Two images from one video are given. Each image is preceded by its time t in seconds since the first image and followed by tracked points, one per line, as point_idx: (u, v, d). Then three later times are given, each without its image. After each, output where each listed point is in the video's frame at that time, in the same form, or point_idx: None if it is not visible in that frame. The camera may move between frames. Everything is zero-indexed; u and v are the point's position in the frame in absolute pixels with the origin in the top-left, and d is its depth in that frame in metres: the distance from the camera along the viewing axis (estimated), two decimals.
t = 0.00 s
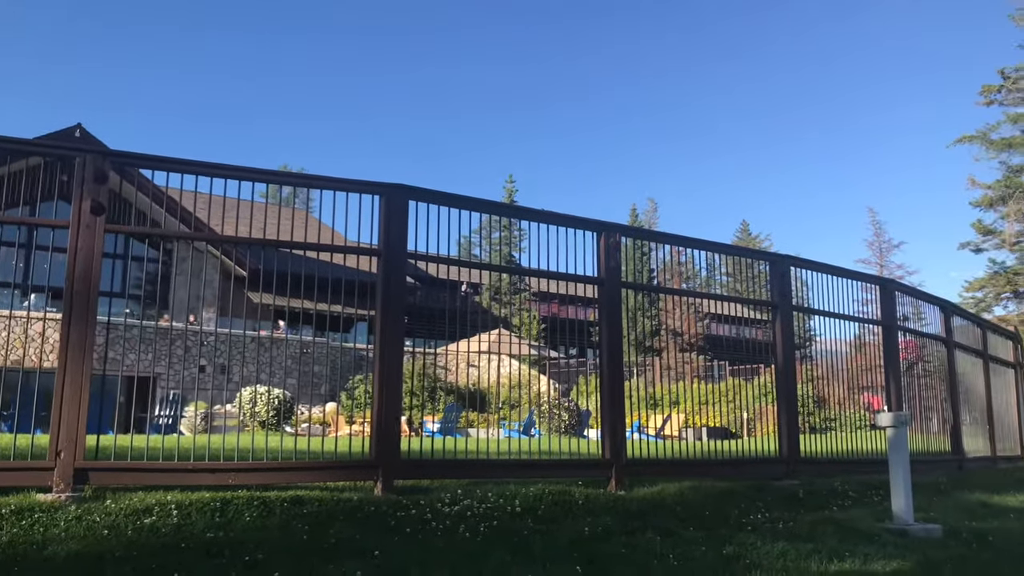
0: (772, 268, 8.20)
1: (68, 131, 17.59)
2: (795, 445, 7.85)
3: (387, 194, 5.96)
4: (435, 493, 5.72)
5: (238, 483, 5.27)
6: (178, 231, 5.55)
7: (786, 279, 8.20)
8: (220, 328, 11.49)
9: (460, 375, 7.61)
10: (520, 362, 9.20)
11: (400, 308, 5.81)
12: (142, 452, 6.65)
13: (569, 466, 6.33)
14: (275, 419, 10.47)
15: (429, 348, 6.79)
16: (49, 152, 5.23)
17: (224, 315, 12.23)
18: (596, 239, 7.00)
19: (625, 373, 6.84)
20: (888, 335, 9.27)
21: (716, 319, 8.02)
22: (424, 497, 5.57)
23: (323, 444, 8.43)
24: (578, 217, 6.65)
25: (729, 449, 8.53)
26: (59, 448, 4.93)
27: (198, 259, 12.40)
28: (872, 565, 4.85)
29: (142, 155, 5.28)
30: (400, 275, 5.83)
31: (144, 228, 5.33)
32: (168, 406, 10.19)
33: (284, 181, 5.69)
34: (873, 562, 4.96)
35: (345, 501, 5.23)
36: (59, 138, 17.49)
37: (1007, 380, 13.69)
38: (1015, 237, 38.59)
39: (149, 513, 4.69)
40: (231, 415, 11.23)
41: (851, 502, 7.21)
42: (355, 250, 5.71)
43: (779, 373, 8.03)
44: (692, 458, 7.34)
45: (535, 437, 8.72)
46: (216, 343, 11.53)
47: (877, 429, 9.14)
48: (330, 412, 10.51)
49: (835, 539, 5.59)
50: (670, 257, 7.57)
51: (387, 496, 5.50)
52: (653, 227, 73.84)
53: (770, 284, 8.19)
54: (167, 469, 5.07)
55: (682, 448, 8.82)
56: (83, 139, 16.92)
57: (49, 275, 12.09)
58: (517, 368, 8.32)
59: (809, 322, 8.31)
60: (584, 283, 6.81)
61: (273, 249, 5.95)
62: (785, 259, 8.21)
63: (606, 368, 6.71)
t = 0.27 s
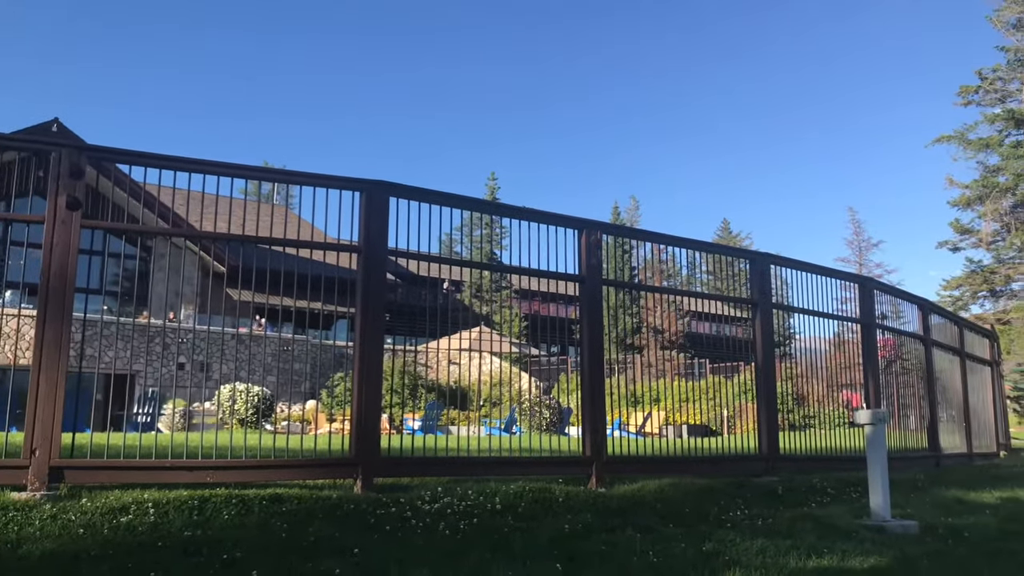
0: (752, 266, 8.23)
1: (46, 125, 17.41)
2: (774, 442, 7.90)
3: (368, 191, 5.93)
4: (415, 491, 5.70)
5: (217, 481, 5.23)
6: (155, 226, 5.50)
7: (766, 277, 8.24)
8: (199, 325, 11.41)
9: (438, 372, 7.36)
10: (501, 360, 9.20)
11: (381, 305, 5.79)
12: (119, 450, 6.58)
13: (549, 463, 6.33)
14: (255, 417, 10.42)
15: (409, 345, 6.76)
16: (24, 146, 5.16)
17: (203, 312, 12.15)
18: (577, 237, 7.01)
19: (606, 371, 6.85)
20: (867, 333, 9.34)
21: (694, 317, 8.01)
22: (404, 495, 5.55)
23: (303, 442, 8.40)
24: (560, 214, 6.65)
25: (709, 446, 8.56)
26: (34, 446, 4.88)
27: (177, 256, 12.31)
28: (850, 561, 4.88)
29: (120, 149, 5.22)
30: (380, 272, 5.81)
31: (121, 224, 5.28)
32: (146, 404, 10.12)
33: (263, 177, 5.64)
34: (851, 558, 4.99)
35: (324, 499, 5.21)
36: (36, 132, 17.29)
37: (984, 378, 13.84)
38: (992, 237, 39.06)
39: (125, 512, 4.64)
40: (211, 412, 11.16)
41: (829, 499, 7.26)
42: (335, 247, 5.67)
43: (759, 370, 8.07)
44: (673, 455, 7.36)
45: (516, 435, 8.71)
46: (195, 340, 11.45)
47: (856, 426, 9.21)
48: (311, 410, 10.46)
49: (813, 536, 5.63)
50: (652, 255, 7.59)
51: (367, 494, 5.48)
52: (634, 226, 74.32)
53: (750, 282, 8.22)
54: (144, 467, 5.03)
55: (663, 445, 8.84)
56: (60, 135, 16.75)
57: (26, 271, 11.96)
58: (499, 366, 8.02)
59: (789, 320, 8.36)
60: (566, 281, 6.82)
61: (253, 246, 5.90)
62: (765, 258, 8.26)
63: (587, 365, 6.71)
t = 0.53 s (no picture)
0: (734, 264, 8.27)
1: (24, 120, 17.24)
2: (755, 439, 7.95)
3: (350, 187, 5.90)
4: (397, 489, 5.68)
5: (196, 480, 5.19)
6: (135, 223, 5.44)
7: (748, 275, 8.28)
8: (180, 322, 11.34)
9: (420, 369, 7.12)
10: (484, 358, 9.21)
11: (363, 303, 5.76)
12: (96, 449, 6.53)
13: (531, 461, 6.33)
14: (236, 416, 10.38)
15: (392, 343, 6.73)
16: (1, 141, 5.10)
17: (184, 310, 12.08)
18: (560, 235, 7.01)
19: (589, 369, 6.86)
20: (847, 331, 9.40)
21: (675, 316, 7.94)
22: (385, 493, 5.53)
23: (284, 440, 8.37)
24: (543, 212, 6.65)
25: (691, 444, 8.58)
26: (10, 446, 4.82)
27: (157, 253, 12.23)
28: (830, 558, 4.91)
29: (98, 145, 5.17)
30: (362, 269, 5.78)
31: (100, 220, 5.22)
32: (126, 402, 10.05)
33: (244, 173, 5.60)
34: (831, 555, 5.02)
35: (305, 497, 5.18)
36: (14, 128, 17.12)
37: (962, 376, 13.97)
38: (970, 236, 39.58)
39: (103, 512, 4.60)
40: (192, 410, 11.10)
41: (810, 496, 7.30)
42: (316, 244, 5.64)
43: (740, 368, 8.11)
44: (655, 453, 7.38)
45: (498, 432, 8.71)
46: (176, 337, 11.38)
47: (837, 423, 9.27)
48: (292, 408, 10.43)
49: (794, 532, 5.66)
50: (634, 253, 7.61)
51: (348, 493, 5.45)
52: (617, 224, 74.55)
53: (732, 280, 8.26)
54: (122, 466, 4.98)
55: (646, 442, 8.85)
56: (38, 130, 16.63)
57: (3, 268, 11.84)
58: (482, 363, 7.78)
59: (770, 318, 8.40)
60: (548, 279, 6.82)
61: (233, 243, 5.86)
62: (747, 256, 8.30)
63: (570, 363, 6.71)
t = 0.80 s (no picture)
0: (713, 265, 8.31)
1: None
2: (733, 439, 8.01)
3: (330, 186, 5.88)
4: (376, 489, 5.66)
5: (173, 480, 5.15)
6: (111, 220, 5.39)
7: (726, 276, 8.33)
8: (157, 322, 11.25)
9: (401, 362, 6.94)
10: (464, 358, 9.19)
11: (342, 302, 5.74)
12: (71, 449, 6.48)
13: (510, 462, 6.33)
14: (214, 416, 10.30)
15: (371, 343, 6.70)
16: None
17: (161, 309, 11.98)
18: (541, 235, 7.02)
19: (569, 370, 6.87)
20: (825, 332, 9.48)
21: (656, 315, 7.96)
22: (364, 493, 5.51)
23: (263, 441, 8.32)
24: (524, 213, 6.66)
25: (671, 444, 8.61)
26: None
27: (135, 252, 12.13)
28: (806, 557, 4.94)
29: (74, 141, 5.11)
30: (341, 268, 5.76)
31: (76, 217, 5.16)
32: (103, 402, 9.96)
33: (223, 171, 5.56)
34: (807, 554, 5.06)
35: (283, 498, 5.15)
36: None
37: (938, 377, 14.10)
38: (947, 238, 40.07)
39: (78, 512, 4.55)
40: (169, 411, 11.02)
41: (787, 495, 7.35)
42: (295, 243, 5.62)
43: (719, 368, 8.16)
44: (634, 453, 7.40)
45: (478, 432, 8.70)
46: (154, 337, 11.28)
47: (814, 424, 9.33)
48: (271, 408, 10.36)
49: (771, 532, 5.69)
50: (615, 254, 7.63)
51: (326, 493, 5.43)
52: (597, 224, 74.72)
53: (711, 281, 8.30)
54: (97, 466, 4.93)
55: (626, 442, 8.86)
56: (15, 126, 16.46)
57: None
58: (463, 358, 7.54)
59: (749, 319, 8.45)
60: (529, 279, 6.83)
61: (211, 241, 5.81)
62: (725, 257, 8.34)
63: (549, 363, 6.72)
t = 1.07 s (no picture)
0: (690, 265, 8.35)
1: None
2: (710, 438, 8.05)
3: (307, 184, 5.85)
4: (352, 489, 5.64)
5: (147, 479, 5.10)
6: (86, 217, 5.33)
7: (703, 277, 8.37)
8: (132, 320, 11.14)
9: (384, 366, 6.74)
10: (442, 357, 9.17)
11: (319, 301, 5.71)
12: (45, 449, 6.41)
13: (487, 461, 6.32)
14: (190, 415, 10.22)
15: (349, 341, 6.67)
16: None
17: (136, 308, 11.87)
18: (519, 235, 7.03)
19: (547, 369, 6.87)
20: (800, 332, 9.55)
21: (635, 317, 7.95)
22: (340, 493, 5.49)
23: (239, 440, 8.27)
24: (502, 212, 6.65)
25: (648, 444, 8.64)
26: None
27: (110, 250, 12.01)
28: (781, 555, 4.98)
29: (48, 137, 5.04)
30: (319, 267, 5.73)
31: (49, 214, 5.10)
32: (76, 402, 9.85)
33: (199, 168, 5.51)
34: (782, 552, 5.09)
35: (258, 498, 5.11)
36: None
37: (912, 377, 14.24)
38: (923, 240, 40.37)
39: (49, 513, 4.50)
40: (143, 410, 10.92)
41: (763, 494, 7.40)
42: (272, 241, 5.58)
43: (695, 367, 8.20)
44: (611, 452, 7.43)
45: (455, 432, 8.69)
46: (129, 335, 11.17)
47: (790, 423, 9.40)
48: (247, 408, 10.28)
49: (746, 531, 5.73)
50: (593, 254, 7.64)
51: (303, 492, 5.40)
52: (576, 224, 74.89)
53: (688, 281, 8.35)
54: (70, 466, 4.88)
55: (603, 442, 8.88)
56: None
57: None
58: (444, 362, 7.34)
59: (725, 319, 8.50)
60: (507, 278, 6.83)
61: (187, 239, 5.76)
62: (702, 258, 8.39)
63: (527, 362, 6.72)
